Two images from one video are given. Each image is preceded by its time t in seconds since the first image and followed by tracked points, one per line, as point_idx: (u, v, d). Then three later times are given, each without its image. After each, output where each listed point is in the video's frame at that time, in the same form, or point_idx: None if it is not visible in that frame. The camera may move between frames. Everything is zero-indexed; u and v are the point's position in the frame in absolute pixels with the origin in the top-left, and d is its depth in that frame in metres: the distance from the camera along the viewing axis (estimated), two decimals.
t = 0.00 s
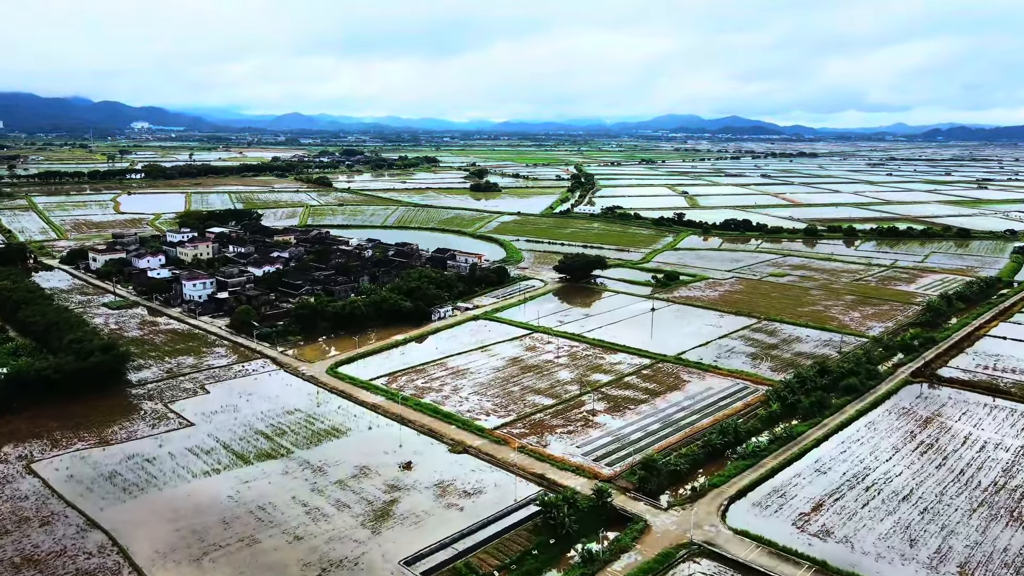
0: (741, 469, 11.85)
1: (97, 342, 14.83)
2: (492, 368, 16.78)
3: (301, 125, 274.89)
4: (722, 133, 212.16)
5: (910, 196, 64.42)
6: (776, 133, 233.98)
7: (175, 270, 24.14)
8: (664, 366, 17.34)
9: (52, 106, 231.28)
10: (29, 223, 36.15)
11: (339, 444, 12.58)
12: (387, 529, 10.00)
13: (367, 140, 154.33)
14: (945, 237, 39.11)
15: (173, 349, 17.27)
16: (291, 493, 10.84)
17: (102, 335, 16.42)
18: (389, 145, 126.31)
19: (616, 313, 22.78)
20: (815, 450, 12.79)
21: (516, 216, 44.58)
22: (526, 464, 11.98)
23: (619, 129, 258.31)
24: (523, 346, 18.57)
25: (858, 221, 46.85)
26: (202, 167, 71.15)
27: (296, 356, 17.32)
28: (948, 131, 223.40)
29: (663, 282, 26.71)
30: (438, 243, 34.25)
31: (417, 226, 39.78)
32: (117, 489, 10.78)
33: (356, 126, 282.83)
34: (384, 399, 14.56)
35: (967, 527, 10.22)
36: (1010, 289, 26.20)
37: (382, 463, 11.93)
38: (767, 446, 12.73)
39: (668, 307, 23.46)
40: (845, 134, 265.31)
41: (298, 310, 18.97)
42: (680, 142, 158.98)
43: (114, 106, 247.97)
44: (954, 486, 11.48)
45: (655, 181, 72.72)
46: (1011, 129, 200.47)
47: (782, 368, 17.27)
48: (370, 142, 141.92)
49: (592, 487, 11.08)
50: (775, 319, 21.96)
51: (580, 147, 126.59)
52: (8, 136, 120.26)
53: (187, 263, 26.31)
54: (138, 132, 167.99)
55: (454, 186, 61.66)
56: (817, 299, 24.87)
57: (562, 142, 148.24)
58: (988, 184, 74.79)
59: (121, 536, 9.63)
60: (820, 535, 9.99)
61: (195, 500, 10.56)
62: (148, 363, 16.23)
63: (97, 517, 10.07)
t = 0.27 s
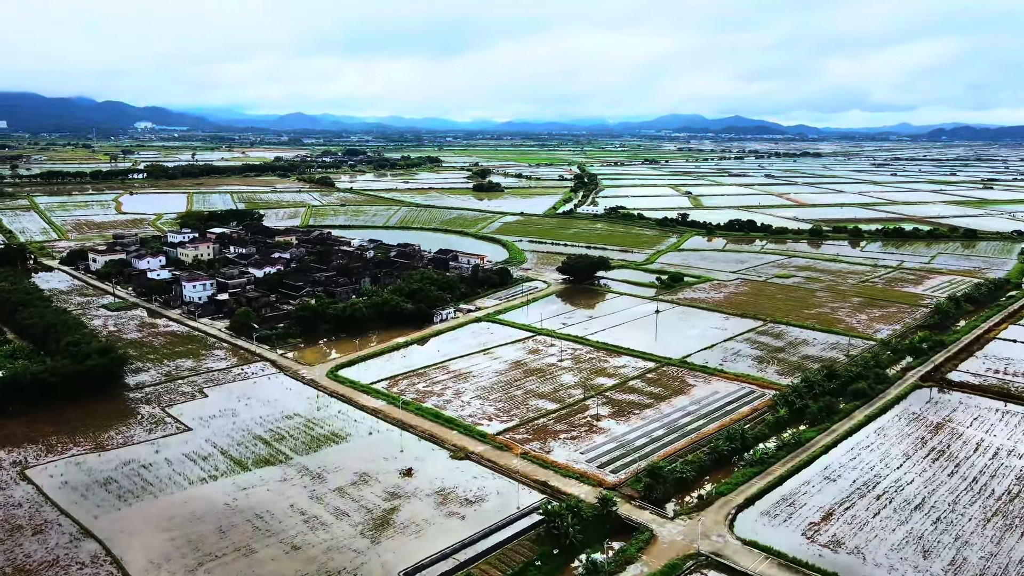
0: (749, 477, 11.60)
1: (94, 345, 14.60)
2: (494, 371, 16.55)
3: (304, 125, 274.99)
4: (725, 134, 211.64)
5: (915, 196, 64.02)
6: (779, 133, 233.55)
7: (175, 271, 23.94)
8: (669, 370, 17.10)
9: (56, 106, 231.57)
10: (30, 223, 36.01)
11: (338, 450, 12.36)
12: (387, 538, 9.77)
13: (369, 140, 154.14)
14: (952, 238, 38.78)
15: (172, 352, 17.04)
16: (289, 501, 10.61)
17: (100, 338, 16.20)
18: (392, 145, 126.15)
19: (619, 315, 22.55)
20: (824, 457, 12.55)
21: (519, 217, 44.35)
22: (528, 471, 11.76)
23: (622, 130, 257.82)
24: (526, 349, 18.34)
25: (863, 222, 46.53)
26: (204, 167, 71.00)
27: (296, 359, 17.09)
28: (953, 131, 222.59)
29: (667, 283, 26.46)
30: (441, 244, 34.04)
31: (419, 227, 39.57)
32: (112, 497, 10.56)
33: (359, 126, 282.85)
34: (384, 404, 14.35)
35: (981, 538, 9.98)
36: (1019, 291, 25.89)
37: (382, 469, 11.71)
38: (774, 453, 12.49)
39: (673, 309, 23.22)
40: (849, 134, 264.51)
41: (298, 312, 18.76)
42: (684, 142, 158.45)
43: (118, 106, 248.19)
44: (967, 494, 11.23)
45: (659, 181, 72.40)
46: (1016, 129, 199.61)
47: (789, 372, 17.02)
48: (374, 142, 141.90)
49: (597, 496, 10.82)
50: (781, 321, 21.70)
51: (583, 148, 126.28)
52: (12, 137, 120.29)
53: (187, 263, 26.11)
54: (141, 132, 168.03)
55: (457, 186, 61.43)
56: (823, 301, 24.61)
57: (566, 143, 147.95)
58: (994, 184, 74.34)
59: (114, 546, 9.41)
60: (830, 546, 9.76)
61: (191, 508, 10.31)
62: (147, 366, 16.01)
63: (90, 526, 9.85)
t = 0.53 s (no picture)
0: (763, 487, 11.30)
1: (96, 348, 14.43)
2: (501, 375, 16.31)
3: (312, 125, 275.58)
4: (733, 133, 210.78)
5: (927, 197, 63.37)
6: (788, 132, 232.30)
7: (180, 272, 23.77)
8: (679, 374, 16.81)
9: (66, 106, 232.84)
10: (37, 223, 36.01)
11: (342, 456, 12.13)
12: (391, 549, 9.53)
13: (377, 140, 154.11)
14: (965, 239, 38.28)
15: (176, 354, 16.87)
16: (291, 509, 10.39)
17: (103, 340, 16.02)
18: (399, 145, 126.01)
19: (628, 317, 22.25)
20: (839, 465, 12.24)
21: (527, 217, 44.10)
22: (536, 479, 11.49)
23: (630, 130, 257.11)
24: (534, 352, 18.09)
25: (875, 222, 46.04)
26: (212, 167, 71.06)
27: (301, 362, 16.89)
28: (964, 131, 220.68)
29: (677, 285, 26.13)
30: (447, 245, 33.83)
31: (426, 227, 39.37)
32: (111, 505, 10.35)
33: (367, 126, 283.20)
34: (389, 408, 14.10)
35: (1005, 552, 9.65)
36: None
37: (386, 476, 11.47)
38: (788, 461, 12.18)
39: (683, 312, 22.92)
40: (858, 134, 262.82)
41: (303, 314, 18.55)
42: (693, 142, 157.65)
43: (127, 106, 249.20)
44: (988, 506, 10.90)
45: (667, 181, 72.01)
46: None
47: (802, 377, 16.70)
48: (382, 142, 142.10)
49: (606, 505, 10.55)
50: (793, 324, 21.36)
51: (591, 147, 125.89)
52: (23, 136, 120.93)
53: (193, 264, 25.99)
54: (150, 131, 168.62)
55: (464, 186, 61.25)
56: (835, 304, 24.25)
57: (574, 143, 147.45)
58: (1006, 184, 73.51)
59: (112, 555, 9.20)
60: (848, 559, 9.46)
61: (191, 516, 10.10)
62: (150, 368, 15.84)
63: (89, 535, 9.65)
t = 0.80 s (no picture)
0: (780, 498, 10.95)
1: (100, 351, 14.22)
2: (510, 380, 16.02)
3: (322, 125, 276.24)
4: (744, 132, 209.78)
5: (942, 197, 62.60)
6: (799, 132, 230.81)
7: (187, 273, 23.60)
8: (692, 380, 16.46)
9: (79, 106, 234.39)
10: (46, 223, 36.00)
11: (347, 463, 11.87)
12: (395, 561, 9.26)
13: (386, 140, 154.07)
14: (981, 241, 37.66)
15: (180, 357, 16.67)
16: (294, 519, 10.13)
17: (107, 343, 15.83)
18: (409, 144, 126.16)
19: (639, 320, 21.90)
20: (859, 476, 11.87)
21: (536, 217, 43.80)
22: (545, 489, 11.18)
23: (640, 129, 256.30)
24: (543, 356, 17.79)
25: (889, 223, 45.43)
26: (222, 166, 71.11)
27: (307, 365, 16.66)
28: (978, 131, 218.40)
29: (688, 288, 25.75)
30: (456, 246, 33.57)
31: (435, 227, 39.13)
32: (111, 513, 10.12)
33: (376, 125, 283.57)
34: (395, 414, 13.83)
35: None
36: None
37: (392, 485, 11.19)
38: (806, 471, 11.83)
39: (694, 315, 22.55)
40: (870, 134, 260.80)
41: (310, 316, 18.32)
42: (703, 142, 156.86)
43: (139, 107, 250.77)
44: (1015, 520, 10.51)
45: (678, 181, 71.50)
46: None
47: (818, 383, 16.32)
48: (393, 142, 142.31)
49: (618, 518, 10.23)
50: (807, 328, 20.96)
51: (601, 147, 125.36)
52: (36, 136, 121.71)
53: (200, 265, 25.83)
54: (162, 131, 169.58)
55: (473, 186, 61.00)
56: (850, 307, 23.82)
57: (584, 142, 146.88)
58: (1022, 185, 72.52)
59: (110, 567, 8.96)
60: None
61: (191, 526, 9.86)
62: (155, 371, 15.64)
63: (87, 545, 9.41)
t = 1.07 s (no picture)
0: (794, 508, 10.67)
1: (103, 353, 14.06)
2: (517, 384, 15.78)
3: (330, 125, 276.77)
4: (752, 132, 208.98)
5: (954, 198, 61.97)
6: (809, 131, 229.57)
7: (193, 273, 23.48)
8: (702, 384, 16.18)
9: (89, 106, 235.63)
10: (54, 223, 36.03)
11: (352, 469, 11.67)
12: (400, 571, 9.05)
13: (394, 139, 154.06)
14: (995, 242, 37.16)
15: (185, 359, 16.52)
16: (297, 527, 9.92)
17: (112, 345, 15.69)
18: (416, 144, 126.06)
19: (648, 323, 21.63)
20: (875, 485, 11.58)
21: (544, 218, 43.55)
22: (553, 497, 10.94)
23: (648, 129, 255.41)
24: (551, 359, 17.55)
25: (901, 224, 44.93)
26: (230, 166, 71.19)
27: (312, 367, 16.47)
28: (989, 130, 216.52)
29: (698, 289, 25.46)
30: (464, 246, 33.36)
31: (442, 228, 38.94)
32: (111, 520, 9.94)
33: (384, 125, 283.92)
34: (401, 419, 13.61)
35: None
36: None
37: (397, 492, 10.98)
38: (820, 480, 11.54)
39: (704, 317, 22.25)
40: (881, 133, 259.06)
41: (315, 318, 18.14)
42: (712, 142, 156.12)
43: (148, 107, 251.88)
44: None
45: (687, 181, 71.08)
46: None
47: (831, 388, 16.01)
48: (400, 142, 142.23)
49: (628, 528, 9.98)
50: (820, 331, 20.64)
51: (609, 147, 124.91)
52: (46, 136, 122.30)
53: (206, 265, 25.72)
54: (171, 131, 170.22)
55: (481, 186, 60.80)
56: (862, 309, 23.46)
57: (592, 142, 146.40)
58: None
59: None
60: None
61: (192, 534, 9.67)
62: (159, 373, 15.49)
63: (86, 552, 9.24)
